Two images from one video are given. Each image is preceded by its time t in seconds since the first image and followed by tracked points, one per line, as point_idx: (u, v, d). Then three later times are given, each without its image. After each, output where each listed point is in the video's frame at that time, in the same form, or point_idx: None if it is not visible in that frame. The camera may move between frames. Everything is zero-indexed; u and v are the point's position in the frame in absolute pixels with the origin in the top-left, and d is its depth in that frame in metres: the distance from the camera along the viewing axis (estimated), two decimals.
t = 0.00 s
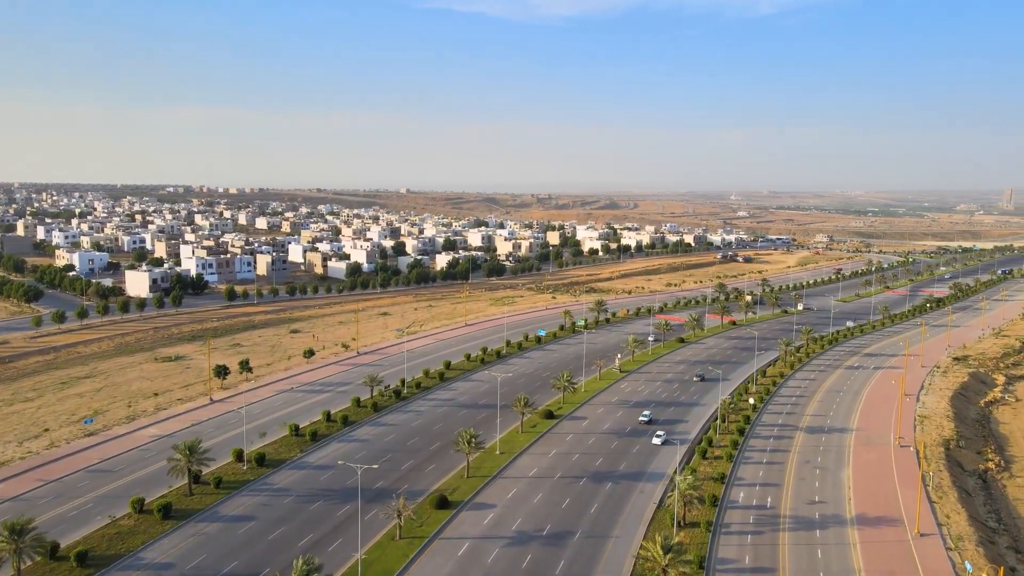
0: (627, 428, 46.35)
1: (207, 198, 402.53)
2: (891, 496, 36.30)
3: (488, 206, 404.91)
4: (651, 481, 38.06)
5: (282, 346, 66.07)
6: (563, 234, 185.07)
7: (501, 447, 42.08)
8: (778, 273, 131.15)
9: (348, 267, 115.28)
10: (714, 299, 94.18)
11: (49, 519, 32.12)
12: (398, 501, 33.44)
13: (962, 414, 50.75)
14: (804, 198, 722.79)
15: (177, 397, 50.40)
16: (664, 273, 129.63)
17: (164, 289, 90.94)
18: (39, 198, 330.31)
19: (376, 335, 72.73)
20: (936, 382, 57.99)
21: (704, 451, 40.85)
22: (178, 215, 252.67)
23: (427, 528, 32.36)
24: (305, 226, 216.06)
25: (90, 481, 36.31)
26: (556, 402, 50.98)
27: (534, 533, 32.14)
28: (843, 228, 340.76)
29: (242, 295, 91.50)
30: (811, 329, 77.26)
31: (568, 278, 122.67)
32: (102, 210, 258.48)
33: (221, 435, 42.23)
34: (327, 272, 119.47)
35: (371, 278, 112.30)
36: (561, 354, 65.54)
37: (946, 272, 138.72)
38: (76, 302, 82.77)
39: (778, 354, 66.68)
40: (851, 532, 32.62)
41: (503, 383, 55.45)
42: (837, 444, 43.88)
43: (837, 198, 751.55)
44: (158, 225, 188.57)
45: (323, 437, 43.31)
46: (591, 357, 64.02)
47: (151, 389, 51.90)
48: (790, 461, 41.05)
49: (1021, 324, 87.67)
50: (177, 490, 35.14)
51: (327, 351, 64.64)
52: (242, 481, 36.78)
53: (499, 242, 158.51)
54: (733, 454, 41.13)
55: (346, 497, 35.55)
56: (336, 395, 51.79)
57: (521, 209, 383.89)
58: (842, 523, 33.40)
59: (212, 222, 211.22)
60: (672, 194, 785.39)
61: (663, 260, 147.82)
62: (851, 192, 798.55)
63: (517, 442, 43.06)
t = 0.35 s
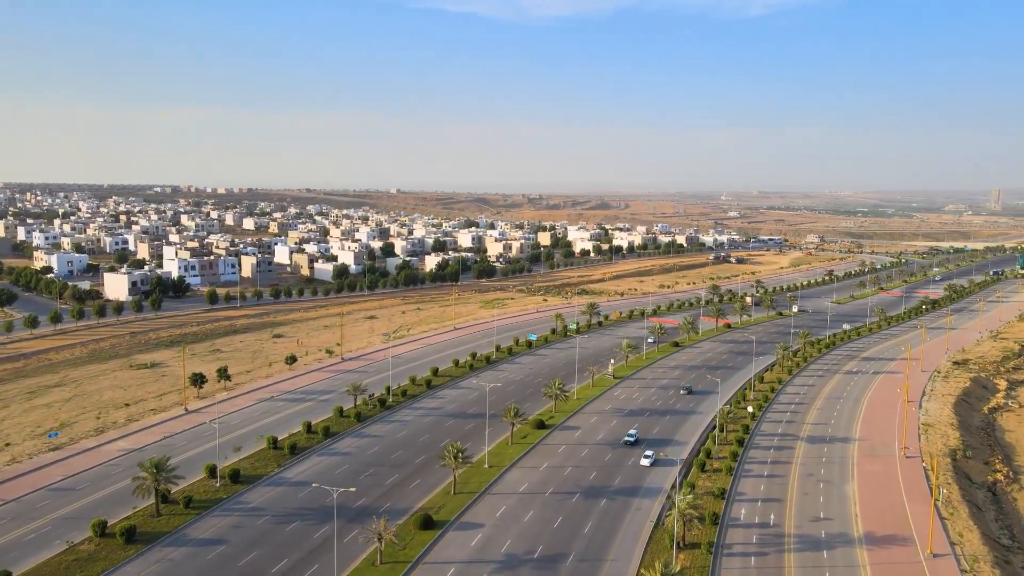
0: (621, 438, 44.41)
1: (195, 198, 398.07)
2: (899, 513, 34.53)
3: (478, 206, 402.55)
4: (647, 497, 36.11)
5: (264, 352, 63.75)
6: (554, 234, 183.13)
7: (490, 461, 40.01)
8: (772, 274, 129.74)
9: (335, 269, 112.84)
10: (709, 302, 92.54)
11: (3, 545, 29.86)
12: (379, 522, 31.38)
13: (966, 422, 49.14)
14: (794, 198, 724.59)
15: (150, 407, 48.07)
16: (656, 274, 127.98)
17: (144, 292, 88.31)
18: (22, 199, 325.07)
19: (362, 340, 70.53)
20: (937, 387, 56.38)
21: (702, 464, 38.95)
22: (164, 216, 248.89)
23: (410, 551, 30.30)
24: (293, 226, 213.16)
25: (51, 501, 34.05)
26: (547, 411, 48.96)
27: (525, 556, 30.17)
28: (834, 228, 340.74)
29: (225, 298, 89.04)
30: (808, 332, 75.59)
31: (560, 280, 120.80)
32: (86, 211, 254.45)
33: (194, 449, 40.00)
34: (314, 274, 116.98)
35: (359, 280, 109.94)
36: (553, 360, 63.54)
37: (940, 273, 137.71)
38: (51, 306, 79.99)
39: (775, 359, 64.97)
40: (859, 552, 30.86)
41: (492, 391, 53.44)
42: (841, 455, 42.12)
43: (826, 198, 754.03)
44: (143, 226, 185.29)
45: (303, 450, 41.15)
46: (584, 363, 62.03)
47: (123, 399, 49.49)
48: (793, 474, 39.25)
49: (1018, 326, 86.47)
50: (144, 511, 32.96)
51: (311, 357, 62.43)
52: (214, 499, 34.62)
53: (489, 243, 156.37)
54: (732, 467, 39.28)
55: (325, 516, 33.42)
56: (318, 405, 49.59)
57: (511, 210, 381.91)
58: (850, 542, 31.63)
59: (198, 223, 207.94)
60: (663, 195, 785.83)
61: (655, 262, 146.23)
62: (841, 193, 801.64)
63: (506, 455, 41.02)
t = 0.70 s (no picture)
0: (616, 451, 42.31)
1: (181, 198, 393.55)
2: (912, 534, 32.58)
3: (469, 207, 400.00)
4: (645, 517, 33.97)
5: (243, 359, 61.26)
6: (545, 235, 181.18)
7: (478, 477, 37.77)
8: (765, 276, 128.17)
9: (321, 271, 110.18)
10: (702, 305, 90.71)
11: None
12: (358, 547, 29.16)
13: (973, 431, 47.37)
14: (784, 199, 726.36)
15: (119, 419, 45.55)
16: (649, 275, 126.16)
17: (121, 295, 85.43)
18: (4, 199, 319.27)
19: (346, 345, 68.12)
20: (940, 394, 54.60)
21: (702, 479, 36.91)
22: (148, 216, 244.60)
23: None
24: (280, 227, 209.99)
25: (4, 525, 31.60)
26: (538, 421, 46.81)
27: None
28: (824, 229, 340.63)
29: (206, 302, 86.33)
30: (805, 335, 73.82)
31: (551, 281, 118.71)
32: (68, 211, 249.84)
33: (163, 467, 37.57)
34: (299, 276, 114.25)
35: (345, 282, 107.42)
36: (544, 366, 61.42)
37: (934, 275, 136.58)
38: (23, 310, 77.01)
39: (773, 365, 63.14)
40: None
41: (480, 400, 51.25)
42: (846, 469, 40.19)
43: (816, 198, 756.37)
44: (126, 227, 181.69)
45: (279, 466, 38.81)
46: (576, 369, 59.91)
47: (90, 410, 46.90)
48: (797, 490, 37.25)
49: (1016, 329, 85.12)
50: (103, 536, 30.61)
51: (292, 364, 60.02)
52: (181, 522, 32.28)
53: (479, 243, 153.95)
54: (733, 484, 37.23)
55: (300, 540, 31.12)
56: (298, 417, 47.27)
57: (502, 210, 379.60)
58: (861, 566, 29.68)
59: (182, 223, 204.31)
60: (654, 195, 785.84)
61: (647, 263, 144.50)
62: (830, 193, 804.68)
63: (495, 471, 38.79)
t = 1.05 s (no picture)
0: (612, 464, 40.36)
1: (170, 197, 389.52)
2: (926, 555, 30.81)
3: (461, 207, 397.77)
4: (643, 536, 32.00)
5: (224, 366, 58.98)
6: (538, 235, 179.34)
7: (467, 495, 35.70)
8: (760, 277, 126.69)
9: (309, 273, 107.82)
10: (698, 308, 88.96)
11: None
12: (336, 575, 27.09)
13: (981, 440, 45.68)
14: (776, 199, 727.49)
15: (90, 432, 43.25)
16: (642, 277, 124.41)
17: (101, 298, 82.88)
18: None
19: (332, 351, 65.96)
20: (945, 401, 52.94)
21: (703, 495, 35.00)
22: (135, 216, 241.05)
23: None
24: (270, 228, 207.24)
25: None
26: (530, 432, 44.82)
27: None
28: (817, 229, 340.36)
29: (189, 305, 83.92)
30: (804, 339, 72.11)
31: (544, 283, 116.80)
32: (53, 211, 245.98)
33: (131, 486, 35.37)
34: (287, 278, 111.80)
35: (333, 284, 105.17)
36: (536, 372, 59.41)
37: (930, 276, 135.47)
38: None
39: (772, 370, 61.38)
40: None
41: (471, 410, 49.22)
42: (853, 482, 38.37)
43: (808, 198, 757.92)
44: (111, 227, 178.53)
45: (257, 482, 36.68)
46: (570, 376, 57.94)
47: (59, 422, 44.55)
48: (803, 506, 35.37)
49: (1016, 332, 83.81)
50: (62, 563, 28.49)
51: (276, 371, 57.81)
52: (148, 545, 30.17)
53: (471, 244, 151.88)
54: (736, 500, 35.29)
55: (276, 565, 29.06)
56: (279, 428, 45.10)
57: (494, 210, 377.55)
58: None
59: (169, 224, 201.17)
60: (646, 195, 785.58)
61: (641, 264, 142.68)
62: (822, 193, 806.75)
63: (485, 487, 36.72)
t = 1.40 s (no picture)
0: (607, 480, 38.22)
1: (156, 197, 384.84)
2: None
3: (451, 207, 395.48)
4: (641, 561, 29.86)
5: (201, 374, 56.45)
6: (528, 236, 177.26)
7: (452, 516, 33.45)
8: (753, 278, 125.25)
9: (294, 274, 105.16)
10: (692, 311, 87.15)
11: None
12: None
13: (990, 452, 43.87)
14: (766, 199, 729.19)
15: (52, 447, 40.71)
16: (635, 279, 122.53)
17: (76, 303, 80.04)
18: None
19: (315, 357, 63.55)
20: (950, 409, 51.14)
21: (704, 515, 32.91)
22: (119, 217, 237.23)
23: None
24: (256, 228, 204.32)
25: None
26: (520, 445, 42.65)
27: None
28: (807, 229, 340.53)
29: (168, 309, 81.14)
30: (801, 344, 70.39)
31: (534, 285, 114.87)
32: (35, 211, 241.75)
33: (91, 509, 32.95)
34: (271, 280, 109.03)
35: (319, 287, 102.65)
36: (527, 380, 57.21)
37: (923, 277, 134.52)
38: None
39: (769, 376, 59.52)
40: None
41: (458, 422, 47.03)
42: (860, 498, 36.41)
43: (798, 199, 760.41)
44: (93, 228, 175.03)
45: (228, 502, 34.34)
46: (561, 384, 55.78)
47: (20, 437, 41.95)
48: (809, 525, 33.34)
49: (1014, 334, 82.50)
50: None
51: (254, 379, 55.35)
52: None
53: (460, 245, 149.75)
54: (739, 519, 33.22)
55: None
56: (255, 442, 42.67)
57: (484, 211, 375.58)
58: None
59: (153, 224, 197.83)
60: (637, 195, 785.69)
61: (633, 265, 140.93)
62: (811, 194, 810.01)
63: (472, 507, 34.48)
